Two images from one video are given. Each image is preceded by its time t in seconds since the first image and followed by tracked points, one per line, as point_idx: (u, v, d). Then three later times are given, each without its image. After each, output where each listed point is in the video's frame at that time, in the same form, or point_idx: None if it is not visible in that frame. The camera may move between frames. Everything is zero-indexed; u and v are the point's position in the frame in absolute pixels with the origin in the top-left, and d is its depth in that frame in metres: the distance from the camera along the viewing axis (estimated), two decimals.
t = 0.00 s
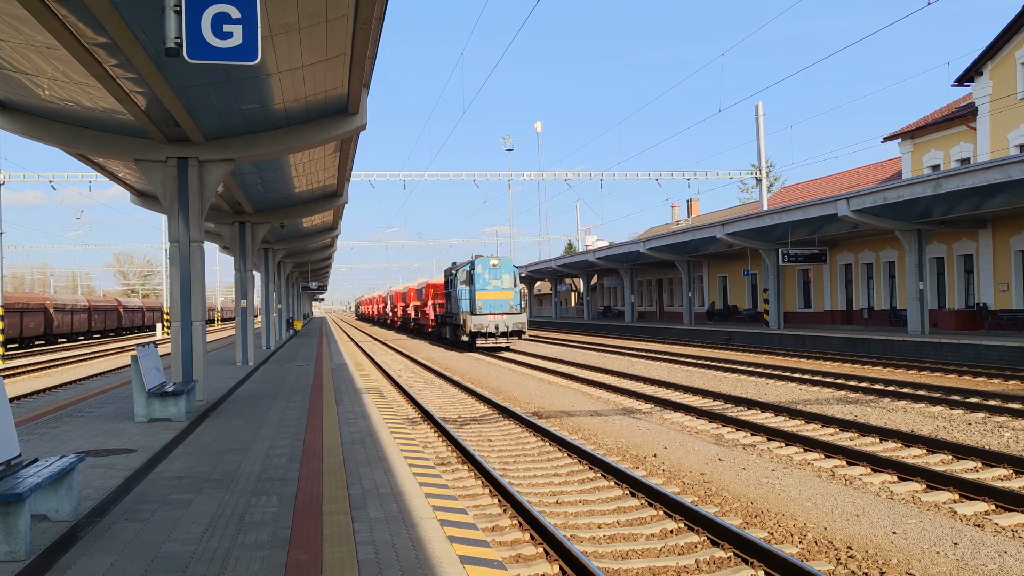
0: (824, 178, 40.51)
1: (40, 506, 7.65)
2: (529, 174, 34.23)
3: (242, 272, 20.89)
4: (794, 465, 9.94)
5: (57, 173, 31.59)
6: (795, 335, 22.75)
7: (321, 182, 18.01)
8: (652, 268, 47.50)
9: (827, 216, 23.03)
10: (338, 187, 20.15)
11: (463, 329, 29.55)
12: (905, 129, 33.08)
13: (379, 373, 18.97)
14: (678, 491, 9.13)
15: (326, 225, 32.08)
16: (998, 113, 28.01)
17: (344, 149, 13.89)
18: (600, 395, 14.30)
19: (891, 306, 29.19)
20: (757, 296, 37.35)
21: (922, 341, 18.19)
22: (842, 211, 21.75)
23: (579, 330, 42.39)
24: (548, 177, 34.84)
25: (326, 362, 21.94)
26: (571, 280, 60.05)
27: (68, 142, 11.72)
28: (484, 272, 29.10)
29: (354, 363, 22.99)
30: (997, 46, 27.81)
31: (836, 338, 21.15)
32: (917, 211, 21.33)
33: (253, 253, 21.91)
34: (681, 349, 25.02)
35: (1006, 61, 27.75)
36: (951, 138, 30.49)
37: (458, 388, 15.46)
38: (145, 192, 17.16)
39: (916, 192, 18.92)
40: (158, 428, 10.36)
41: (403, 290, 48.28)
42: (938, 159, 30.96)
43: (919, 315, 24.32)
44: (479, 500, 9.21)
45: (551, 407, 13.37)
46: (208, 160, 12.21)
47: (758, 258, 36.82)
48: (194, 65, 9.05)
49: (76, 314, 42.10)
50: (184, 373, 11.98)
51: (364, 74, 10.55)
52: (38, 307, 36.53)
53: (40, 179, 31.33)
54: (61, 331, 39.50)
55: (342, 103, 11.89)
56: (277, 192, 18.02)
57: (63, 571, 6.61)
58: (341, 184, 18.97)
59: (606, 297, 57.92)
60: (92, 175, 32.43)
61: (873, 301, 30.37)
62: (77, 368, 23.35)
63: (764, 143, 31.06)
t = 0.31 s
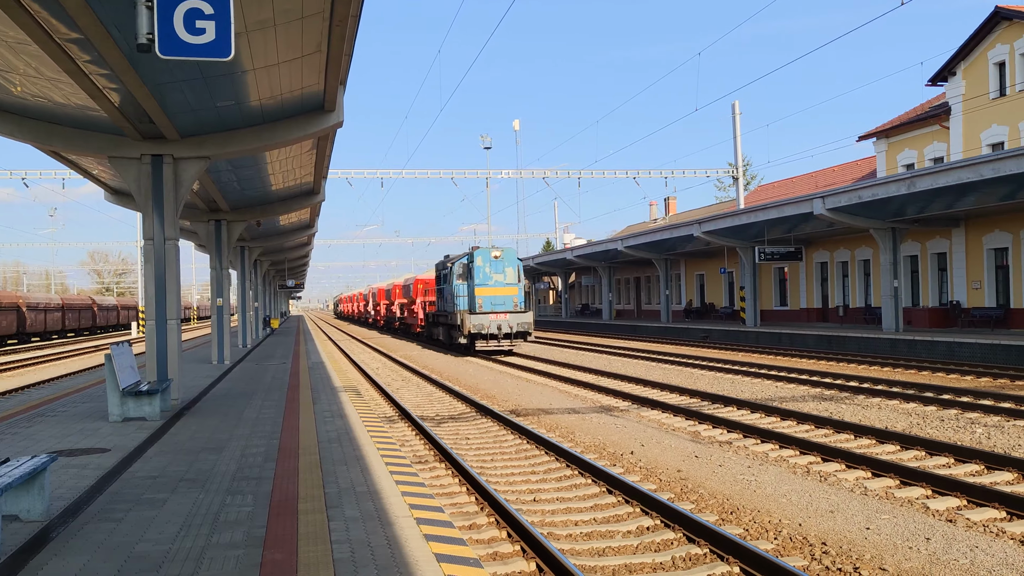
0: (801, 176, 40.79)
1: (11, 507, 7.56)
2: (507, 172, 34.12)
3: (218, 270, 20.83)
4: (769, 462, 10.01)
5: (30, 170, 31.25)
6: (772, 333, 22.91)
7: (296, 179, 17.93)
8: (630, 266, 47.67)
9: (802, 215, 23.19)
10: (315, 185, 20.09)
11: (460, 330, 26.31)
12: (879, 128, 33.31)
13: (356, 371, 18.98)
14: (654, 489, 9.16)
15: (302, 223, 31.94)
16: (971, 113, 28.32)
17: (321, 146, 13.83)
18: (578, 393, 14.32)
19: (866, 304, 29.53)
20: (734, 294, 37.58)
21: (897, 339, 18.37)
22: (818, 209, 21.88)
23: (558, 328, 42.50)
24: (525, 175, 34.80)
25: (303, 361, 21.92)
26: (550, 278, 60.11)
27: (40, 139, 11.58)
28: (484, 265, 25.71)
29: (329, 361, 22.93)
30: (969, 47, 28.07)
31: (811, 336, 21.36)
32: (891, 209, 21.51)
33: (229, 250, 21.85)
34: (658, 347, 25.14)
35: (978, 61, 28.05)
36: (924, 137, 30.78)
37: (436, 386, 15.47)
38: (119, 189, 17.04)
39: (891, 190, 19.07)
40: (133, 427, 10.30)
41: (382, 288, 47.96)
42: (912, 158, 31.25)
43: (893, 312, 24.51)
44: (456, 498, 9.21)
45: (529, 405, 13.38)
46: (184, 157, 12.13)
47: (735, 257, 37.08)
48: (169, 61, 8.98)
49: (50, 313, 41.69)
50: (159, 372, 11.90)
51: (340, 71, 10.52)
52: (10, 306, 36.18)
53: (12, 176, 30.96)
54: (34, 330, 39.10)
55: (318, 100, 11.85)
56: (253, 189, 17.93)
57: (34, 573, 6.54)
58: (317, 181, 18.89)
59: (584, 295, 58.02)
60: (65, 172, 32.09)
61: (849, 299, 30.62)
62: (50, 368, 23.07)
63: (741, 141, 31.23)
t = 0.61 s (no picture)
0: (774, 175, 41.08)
1: None
2: (482, 169, 34.08)
3: (190, 267, 20.72)
4: (742, 458, 10.08)
5: None
6: (745, 331, 23.09)
7: (270, 176, 17.84)
8: (605, 264, 47.80)
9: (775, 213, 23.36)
10: (288, 182, 20.02)
11: (459, 333, 22.62)
12: (851, 127, 33.54)
13: (331, 369, 18.91)
14: (628, 485, 9.21)
15: (276, 220, 31.77)
16: (941, 112, 28.66)
17: (294, 142, 13.79)
18: (553, 390, 14.35)
19: (838, 302, 29.80)
20: (707, 291, 37.83)
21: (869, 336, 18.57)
22: (790, 208, 22.04)
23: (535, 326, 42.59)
24: (500, 173, 34.59)
25: (276, 358, 21.83)
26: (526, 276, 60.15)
27: (8, 135, 11.45)
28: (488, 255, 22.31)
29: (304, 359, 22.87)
30: (940, 47, 28.41)
31: (784, 333, 21.58)
32: (862, 208, 21.71)
33: (202, 247, 21.75)
34: (633, 344, 25.26)
35: (948, 61, 28.37)
36: (894, 135, 31.08)
37: (410, 384, 15.48)
38: (89, 185, 16.89)
39: (862, 188, 19.24)
40: (103, 426, 10.22)
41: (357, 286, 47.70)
42: (884, 156, 31.56)
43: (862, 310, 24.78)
44: (430, 496, 9.20)
45: (503, 402, 13.40)
46: (155, 153, 12.06)
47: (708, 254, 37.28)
48: (141, 56, 8.90)
49: (19, 311, 41.20)
50: (130, 370, 11.81)
51: (313, 67, 10.48)
52: None
53: None
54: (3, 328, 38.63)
55: (292, 97, 11.80)
56: (226, 185, 17.82)
57: None
58: (291, 178, 18.85)
59: (560, 292, 58.15)
60: (34, 169, 31.76)
61: (821, 296, 30.90)
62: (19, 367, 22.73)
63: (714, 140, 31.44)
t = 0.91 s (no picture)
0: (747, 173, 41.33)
1: None
2: (455, 166, 33.99)
3: (160, 264, 20.55)
4: (712, 455, 10.15)
5: None
6: (717, 328, 23.25)
7: (241, 172, 17.76)
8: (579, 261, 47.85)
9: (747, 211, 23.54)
10: (259, 178, 19.92)
11: (471, 336, 18.95)
12: (821, 126, 33.84)
13: (303, 366, 18.80)
14: (599, 482, 9.24)
15: (248, 216, 31.57)
16: (909, 113, 28.97)
17: (266, 139, 13.78)
18: (525, 388, 14.36)
19: (808, 299, 30.03)
20: (680, 289, 38.01)
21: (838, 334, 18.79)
22: (761, 206, 22.20)
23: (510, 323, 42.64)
24: (474, 170, 34.44)
25: (248, 356, 21.70)
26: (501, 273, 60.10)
27: None
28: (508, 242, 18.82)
29: (275, 357, 22.74)
30: (909, 48, 28.69)
31: (755, 331, 21.78)
32: (833, 206, 21.91)
33: (172, 244, 21.62)
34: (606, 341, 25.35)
35: (917, 62, 28.74)
36: (864, 135, 31.43)
37: (383, 380, 15.49)
38: (56, 181, 16.70)
39: (833, 187, 19.39)
40: (71, 424, 10.12)
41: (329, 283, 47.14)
42: (854, 155, 31.90)
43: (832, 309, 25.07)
44: (401, 493, 9.19)
45: (476, 400, 13.43)
46: (124, 149, 12.00)
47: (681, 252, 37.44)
48: (109, 50, 8.81)
49: None
50: (98, 367, 11.72)
51: (285, 62, 10.41)
52: None
53: None
54: None
55: (263, 92, 11.76)
56: (197, 181, 17.67)
57: None
58: (263, 175, 18.80)
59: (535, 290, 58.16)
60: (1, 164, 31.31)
61: (792, 294, 31.12)
62: None
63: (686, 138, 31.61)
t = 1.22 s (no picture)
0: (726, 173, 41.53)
1: None
2: (434, 164, 33.94)
3: (135, 261, 20.45)
4: (689, 453, 10.20)
5: None
6: (695, 328, 23.34)
7: (218, 169, 17.67)
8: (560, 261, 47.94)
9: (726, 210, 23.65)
10: (236, 175, 19.84)
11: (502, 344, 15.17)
12: (799, 126, 34.05)
13: (280, 365, 18.68)
14: (576, 481, 9.26)
15: (224, 213, 31.41)
16: (885, 113, 29.18)
17: (242, 135, 13.78)
18: (503, 387, 14.36)
19: (785, 299, 30.20)
20: (659, 288, 38.15)
21: (815, 333, 18.94)
22: (739, 205, 22.30)
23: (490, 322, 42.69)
24: (453, 168, 34.35)
25: (225, 354, 21.59)
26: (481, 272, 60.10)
27: None
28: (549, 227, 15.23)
29: (251, 355, 22.61)
30: (886, 49, 28.87)
31: (734, 330, 21.92)
32: (811, 206, 22.06)
33: (147, 241, 21.51)
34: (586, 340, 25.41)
35: (892, 64, 28.99)
36: (841, 135, 31.68)
37: (361, 379, 15.47)
38: (29, 177, 16.57)
39: (809, 187, 19.50)
40: (43, 423, 10.04)
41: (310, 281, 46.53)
42: (831, 156, 32.16)
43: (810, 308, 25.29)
44: (378, 492, 9.17)
45: (454, 398, 13.45)
46: (98, 145, 11.91)
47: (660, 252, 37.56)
48: (83, 45, 8.73)
49: None
50: (72, 366, 11.63)
51: (262, 59, 10.36)
52: None
53: None
54: None
55: (240, 88, 11.72)
56: (172, 179, 17.58)
57: None
58: (239, 172, 18.71)
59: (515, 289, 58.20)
60: None
61: (768, 294, 31.27)
62: None
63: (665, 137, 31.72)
